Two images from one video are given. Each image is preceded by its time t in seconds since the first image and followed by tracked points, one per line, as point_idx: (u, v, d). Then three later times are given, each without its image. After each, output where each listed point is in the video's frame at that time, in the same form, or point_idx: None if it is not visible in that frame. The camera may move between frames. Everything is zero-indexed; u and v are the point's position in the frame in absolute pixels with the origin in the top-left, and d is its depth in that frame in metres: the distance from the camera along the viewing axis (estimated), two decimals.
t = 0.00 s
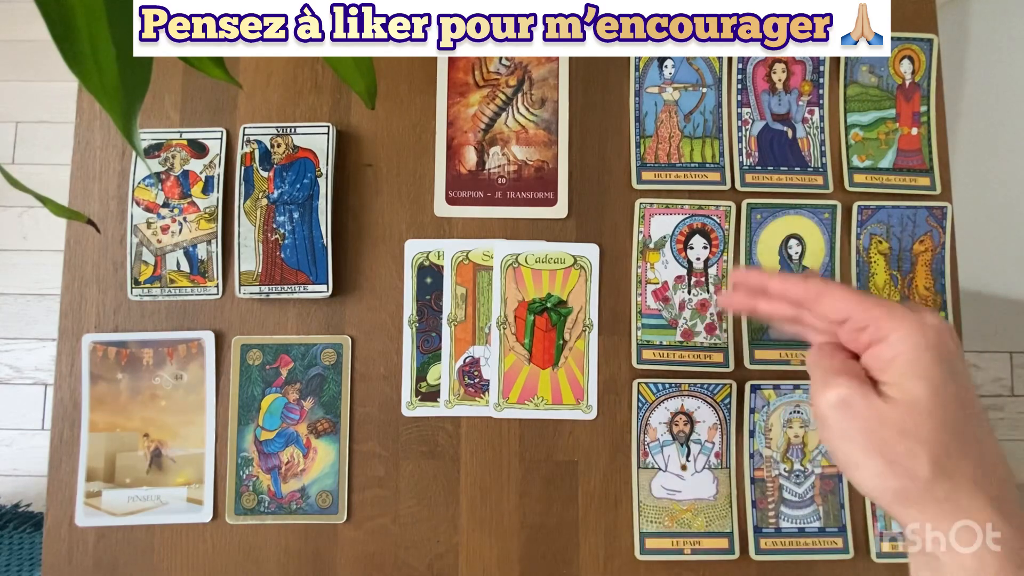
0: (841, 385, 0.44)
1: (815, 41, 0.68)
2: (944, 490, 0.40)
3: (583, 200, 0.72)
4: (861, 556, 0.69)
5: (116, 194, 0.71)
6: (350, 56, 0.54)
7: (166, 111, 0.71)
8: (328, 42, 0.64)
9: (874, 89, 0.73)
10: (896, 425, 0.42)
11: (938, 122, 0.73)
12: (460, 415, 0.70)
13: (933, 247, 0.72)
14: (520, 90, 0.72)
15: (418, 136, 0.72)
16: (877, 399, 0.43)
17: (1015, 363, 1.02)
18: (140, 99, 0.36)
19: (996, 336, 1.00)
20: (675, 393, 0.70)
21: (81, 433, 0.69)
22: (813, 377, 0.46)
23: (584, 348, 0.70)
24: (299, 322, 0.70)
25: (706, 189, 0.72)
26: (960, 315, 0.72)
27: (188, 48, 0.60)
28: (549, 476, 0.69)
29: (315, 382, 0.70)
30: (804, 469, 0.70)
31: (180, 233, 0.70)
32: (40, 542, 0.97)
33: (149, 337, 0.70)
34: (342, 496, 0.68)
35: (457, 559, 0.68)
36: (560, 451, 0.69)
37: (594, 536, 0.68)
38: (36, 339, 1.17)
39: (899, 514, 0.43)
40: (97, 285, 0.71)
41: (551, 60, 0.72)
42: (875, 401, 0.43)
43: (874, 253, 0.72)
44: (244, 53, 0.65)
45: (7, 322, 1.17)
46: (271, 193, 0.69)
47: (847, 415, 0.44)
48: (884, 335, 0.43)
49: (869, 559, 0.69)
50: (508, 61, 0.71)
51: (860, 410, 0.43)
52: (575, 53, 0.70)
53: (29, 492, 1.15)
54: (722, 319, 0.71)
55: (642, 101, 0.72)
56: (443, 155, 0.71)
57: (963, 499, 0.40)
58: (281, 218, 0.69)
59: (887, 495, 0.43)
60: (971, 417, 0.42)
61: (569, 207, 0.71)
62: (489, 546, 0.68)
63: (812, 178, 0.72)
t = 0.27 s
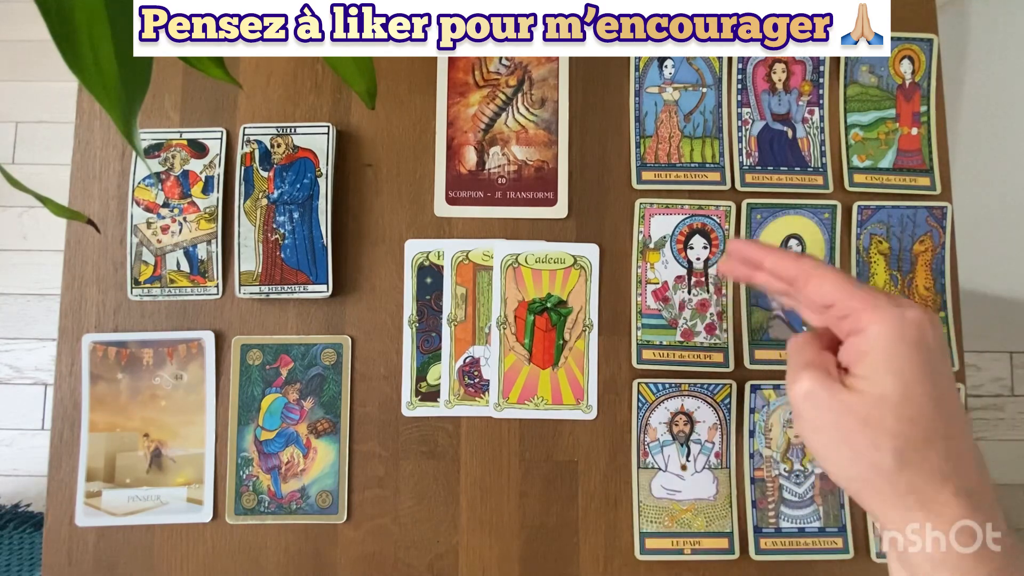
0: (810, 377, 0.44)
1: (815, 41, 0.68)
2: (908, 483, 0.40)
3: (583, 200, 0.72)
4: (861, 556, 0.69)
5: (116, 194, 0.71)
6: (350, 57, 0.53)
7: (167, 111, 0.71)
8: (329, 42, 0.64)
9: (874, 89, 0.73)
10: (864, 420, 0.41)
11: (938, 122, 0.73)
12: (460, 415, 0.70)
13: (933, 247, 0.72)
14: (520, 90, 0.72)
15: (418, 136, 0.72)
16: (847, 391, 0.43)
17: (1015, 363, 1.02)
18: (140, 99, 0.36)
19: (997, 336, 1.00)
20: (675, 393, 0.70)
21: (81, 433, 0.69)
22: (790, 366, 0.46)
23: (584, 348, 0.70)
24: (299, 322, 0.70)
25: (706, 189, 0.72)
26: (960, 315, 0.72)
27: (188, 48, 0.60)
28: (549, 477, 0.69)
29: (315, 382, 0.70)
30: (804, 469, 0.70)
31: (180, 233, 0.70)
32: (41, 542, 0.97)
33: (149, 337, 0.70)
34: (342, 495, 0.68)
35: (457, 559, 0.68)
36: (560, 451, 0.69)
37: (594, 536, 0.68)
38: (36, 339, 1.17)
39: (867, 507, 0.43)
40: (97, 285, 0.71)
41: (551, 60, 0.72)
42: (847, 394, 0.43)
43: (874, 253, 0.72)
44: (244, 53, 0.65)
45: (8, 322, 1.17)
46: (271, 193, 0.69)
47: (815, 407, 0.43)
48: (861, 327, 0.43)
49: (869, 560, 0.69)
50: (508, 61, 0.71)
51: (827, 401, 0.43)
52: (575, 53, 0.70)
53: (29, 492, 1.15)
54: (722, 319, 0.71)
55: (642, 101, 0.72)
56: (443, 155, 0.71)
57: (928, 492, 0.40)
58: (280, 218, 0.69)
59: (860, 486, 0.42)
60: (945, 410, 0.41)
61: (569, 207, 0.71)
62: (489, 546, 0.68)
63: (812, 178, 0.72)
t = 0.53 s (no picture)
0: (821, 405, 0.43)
1: (815, 41, 0.68)
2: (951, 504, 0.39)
3: (583, 200, 0.72)
4: (861, 556, 0.69)
5: (117, 194, 0.71)
6: (350, 57, 0.53)
7: (167, 111, 0.71)
8: (329, 42, 0.64)
9: (874, 89, 0.73)
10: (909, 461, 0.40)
11: (938, 122, 0.73)
12: (460, 415, 0.70)
13: (933, 247, 0.72)
14: (520, 90, 0.72)
15: (419, 136, 0.72)
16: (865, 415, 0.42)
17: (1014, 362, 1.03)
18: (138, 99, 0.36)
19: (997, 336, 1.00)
20: (675, 393, 0.70)
21: (81, 433, 0.69)
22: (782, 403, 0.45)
23: (584, 348, 0.70)
24: (299, 322, 0.70)
25: (706, 189, 0.72)
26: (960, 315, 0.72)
27: (188, 48, 0.60)
28: (549, 477, 0.69)
29: (315, 382, 0.70)
30: (804, 468, 0.70)
31: (180, 233, 0.70)
32: (41, 542, 0.97)
33: (149, 337, 0.70)
34: (342, 496, 0.68)
35: (457, 559, 0.68)
36: (560, 452, 0.69)
37: (594, 536, 0.68)
38: (36, 339, 1.17)
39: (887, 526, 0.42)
40: (97, 285, 0.71)
41: (551, 60, 0.72)
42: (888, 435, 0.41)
43: (874, 253, 0.72)
44: (244, 53, 0.65)
45: (8, 322, 1.17)
46: (271, 193, 0.69)
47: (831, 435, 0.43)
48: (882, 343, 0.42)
49: (869, 560, 0.69)
50: (508, 61, 0.72)
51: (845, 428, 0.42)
52: (575, 53, 0.70)
53: (29, 492, 1.15)
54: (722, 319, 0.71)
55: (642, 101, 0.72)
56: (443, 155, 0.71)
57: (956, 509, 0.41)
58: (280, 218, 0.69)
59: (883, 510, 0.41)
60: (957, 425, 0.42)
61: (569, 207, 0.71)
62: (489, 546, 0.68)
63: (812, 178, 0.72)
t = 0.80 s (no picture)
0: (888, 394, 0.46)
1: (815, 41, 0.68)
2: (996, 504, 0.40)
3: (584, 200, 0.72)
4: (861, 556, 0.69)
5: (117, 194, 0.71)
6: (350, 58, 0.53)
7: (167, 111, 0.71)
8: (328, 42, 0.64)
9: (874, 89, 0.73)
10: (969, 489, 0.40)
11: (939, 122, 0.73)
12: (460, 415, 0.70)
13: (933, 247, 0.72)
14: (520, 90, 0.72)
15: (419, 136, 0.72)
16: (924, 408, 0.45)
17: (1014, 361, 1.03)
18: (137, 102, 0.36)
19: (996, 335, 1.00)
20: (675, 393, 0.70)
21: (81, 433, 0.69)
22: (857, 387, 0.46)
23: (584, 348, 0.70)
24: (299, 322, 0.70)
25: (706, 189, 0.72)
26: (960, 314, 0.72)
27: (188, 48, 0.60)
28: (549, 477, 0.69)
29: (315, 382, 0.70)
30: (804, 468, 0.70)
31: (180, 233, 0.70)
32: (40, 542, 0.97)
33: (149, 337, 0.70)
34: (342, 496, 0.68)
35: (457, 559, 0.68)
36: (560, 452, 0.69)
37: (594, 536, 0.68)
38: (36, 339, 1.17)
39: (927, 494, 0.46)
40: (97, 285, 0.71)
41: (551, 60, 0.72)
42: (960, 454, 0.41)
43: (874, 253, 0.72)
44: (244, 53, 0.64)
45: (8, 322, 1.17)
46: (271, 193, 0.69)
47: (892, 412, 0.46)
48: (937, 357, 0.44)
49: (869, 560, 0.69)
50: (508, 61, 0.72)
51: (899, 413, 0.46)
52: (575, 53, 0.70)
53: (29, 492, 1.15)
54: (722, 319, 0.71)
55: (642, 101, 0.72)
56: (443, 155, 0.71)
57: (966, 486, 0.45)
58: (281, 218, 0.69)
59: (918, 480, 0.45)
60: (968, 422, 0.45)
61: (569, 207, 0.71)
62: (489, 546, 0.68)
63: (812, 178, 0.72)
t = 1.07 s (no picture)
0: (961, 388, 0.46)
1: (815, 41, 0.68)
2: None
3: (584, 200, 0.72)
4: (861, 556, 0.69)
5: (116, 194, 0.71)
6: (351, 58, 0.53)
7: (166, 111, 0.71)
8: (328, 42, 0.64)
9: (874, 89, 0.73)
10: None
11: (939, 122, 0.73)
12: (460, 415, 0.70)
13: (933, 247, 0.72)
14: (520, 90, 0.72)
15: (419, 136, 0.72)
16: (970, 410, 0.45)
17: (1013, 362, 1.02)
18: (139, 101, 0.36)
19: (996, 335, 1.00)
20: (675, 393, 0.70)
21: (81, 433, 0.69)
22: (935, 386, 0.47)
23: (584, 348, 0.70)
24: (299, 322, 0.70)
25: (706, 189, 0.72)
26: (960, 314, 0.72)
27: (188, 48, 0.60)
28: (549, 477, 0.69)
29: (315, 382, 0.70)
30: (804, 468, 0.70)
31: (180, 233, 0.70)
32: (40, 542, 0.97)
33: (149, 337, 0.70)
34: (342, 495, 0.68)
35: (457, 559, 0.68)
36: (559, 452, 0.69)
37: (594, 536, 0.68)
38: (36, 339, 1.17)
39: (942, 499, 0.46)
40: (97, 285, 0.71)
41: (551, 60, 0.72)
42: None
43: (874, 253, 0.72)
44: (244, 53, 0.64)
45: (8, 322, 1.17)
46: (272, 193, 0.69)
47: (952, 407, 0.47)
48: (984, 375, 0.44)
49: (869, 560, 0.69)
50: (508, 61, 0.72)
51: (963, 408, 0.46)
52: (575, 53, 0.70)
53: (29, 492, 1.15)
54: (722, 319, 0.71)
55: (642, 101, 0.72)
56: (443, 155, 0.71)
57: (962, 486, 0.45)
58: (281, 218, 0.69)
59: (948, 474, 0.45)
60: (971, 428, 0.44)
61: (569, 207, 0.71)
62: (489, 546, 0.68)
63: (812, 178, 0.72)
